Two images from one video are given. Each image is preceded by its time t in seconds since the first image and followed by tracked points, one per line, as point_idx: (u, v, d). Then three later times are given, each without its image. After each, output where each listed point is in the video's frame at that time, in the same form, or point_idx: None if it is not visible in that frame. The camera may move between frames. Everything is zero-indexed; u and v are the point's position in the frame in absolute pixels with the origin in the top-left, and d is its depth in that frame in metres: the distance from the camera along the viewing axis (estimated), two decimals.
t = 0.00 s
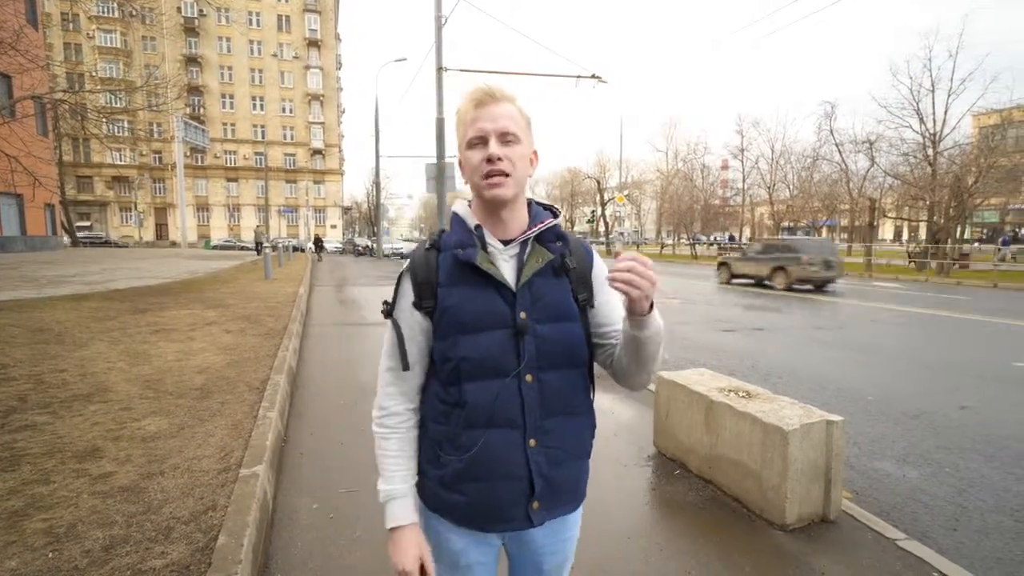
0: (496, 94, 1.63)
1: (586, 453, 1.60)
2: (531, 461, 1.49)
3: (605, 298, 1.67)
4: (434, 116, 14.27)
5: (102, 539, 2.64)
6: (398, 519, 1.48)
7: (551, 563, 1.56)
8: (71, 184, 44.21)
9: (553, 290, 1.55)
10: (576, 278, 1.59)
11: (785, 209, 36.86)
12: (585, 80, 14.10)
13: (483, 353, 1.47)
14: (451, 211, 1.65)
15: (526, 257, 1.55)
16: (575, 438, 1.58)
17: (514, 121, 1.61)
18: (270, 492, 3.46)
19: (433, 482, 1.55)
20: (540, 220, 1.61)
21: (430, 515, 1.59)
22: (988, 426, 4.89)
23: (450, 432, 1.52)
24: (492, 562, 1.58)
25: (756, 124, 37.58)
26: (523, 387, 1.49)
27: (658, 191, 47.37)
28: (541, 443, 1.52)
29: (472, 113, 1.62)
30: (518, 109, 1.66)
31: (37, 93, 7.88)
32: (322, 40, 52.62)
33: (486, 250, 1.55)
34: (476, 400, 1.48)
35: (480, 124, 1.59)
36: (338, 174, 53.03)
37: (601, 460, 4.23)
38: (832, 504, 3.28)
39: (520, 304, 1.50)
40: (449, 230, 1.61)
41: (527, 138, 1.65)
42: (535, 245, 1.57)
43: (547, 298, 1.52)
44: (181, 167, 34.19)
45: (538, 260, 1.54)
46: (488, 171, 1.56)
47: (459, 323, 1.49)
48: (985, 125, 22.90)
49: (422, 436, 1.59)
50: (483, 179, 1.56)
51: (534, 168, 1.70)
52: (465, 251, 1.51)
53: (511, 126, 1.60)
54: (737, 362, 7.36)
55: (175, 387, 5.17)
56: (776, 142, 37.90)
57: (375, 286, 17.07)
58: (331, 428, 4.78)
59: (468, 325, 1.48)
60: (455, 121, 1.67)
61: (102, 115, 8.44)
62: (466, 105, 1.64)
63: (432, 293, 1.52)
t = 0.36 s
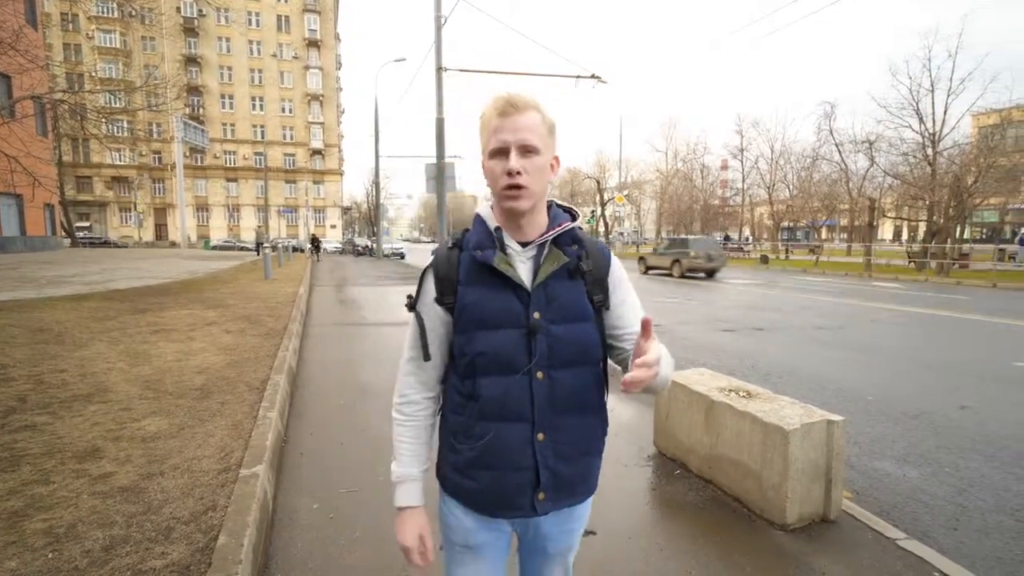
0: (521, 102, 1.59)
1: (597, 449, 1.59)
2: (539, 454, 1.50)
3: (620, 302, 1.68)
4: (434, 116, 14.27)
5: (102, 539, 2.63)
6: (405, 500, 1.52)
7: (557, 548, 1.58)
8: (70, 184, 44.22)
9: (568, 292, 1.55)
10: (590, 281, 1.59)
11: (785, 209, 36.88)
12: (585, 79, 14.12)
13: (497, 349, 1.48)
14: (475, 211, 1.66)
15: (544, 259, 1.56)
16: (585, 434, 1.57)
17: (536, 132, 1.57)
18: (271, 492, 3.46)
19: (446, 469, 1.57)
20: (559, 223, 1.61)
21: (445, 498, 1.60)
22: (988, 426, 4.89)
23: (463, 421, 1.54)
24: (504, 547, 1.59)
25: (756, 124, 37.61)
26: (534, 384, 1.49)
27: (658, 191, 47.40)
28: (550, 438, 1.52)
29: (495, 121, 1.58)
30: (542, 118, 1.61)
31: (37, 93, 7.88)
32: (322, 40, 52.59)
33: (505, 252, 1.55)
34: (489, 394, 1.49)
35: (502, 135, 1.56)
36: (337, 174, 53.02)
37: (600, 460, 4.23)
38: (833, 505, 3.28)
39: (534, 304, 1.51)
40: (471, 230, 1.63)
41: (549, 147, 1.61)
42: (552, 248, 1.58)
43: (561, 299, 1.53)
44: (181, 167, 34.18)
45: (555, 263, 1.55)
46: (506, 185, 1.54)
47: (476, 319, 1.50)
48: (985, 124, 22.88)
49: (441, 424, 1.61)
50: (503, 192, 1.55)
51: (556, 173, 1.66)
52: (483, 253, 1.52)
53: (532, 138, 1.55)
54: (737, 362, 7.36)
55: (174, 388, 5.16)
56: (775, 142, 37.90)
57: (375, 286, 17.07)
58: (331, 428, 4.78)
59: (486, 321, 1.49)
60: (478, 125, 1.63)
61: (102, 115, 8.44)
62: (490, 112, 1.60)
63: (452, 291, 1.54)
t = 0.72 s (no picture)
0: (532, 108, 1.57)
1: (603, 445, 1.59)
2: (544, 450, 1.50)
3: (628, 302, 1.68)
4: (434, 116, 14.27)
5: (102, 540, 2.63)
6: (412, 489, 1.56)
7: (564, 540, 1.58)
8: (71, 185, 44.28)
9: (576, 294, 1.55)
10: (598, 282, 1.59)
11: (785, 210, 36.85)
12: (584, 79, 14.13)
13: (506, 349, 1.49)
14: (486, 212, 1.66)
15: (553, 262, 1.56)
16: (591, 432, 1.56)
17: (547, 139, 1.56)
18: (271, 492, 3.46)
19: (456, 461, 1.58)
20: (568, 226, 1.61)
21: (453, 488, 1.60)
22: (988, 426, 4.89)
23: (471, 417, 1.55)
24: (512, 538, 1.59)
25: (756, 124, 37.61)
26: (541, 383, 1.50)
27: (658, 192, 47.41)
28: (556, 434, 1.52)
29: (506, 128, 1.56)
30: (553, 123, 1.60)
31: (37, 94, 7.88)
32: (322, 41, 52.57)
33: (515, 255, 1.55)
34: (498, 391, 1.50)
35: (514, 141, 1.54)
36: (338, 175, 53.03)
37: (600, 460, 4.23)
38: (833, 504, 3.28)
39: (542, 306, 1.51)
40: (483, 232, 1.64)
41: (559, 154, 1.61)
42: (561, 251, 1.58)
43: (569, 301, 1.53)
44: (182, 168, 34.20)
45: (563, 265, 1.55)
46: (517, 192, 1.54)
47: (487, 319, 1.51)
48: (985, 124, 22.84)
49: (451, 419, 1.63)
50: (513, 198, 1.54)
51: (565, 178, 1.67)
52: (493, 255, 1.53)
53: (542, 146, 1.55)
54: (737, 362, 7.36)
55: (174, 388, 5.17)
56: (776, 142, 37.86)
57: (376, 286, 17.07)
58: (332, 429, 4.79)
59: (496, 321, 1.50)
60: (489, 129, 1.62)
61: (102, 116, 8.45)
62: (501, 118, 1.59)
63: (463, 291, 1.55)
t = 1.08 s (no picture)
0: (535, 111, 1.57)
1: (608, 443, 1.60)
2: (549, 448, 1.50)
3: (631, 299, 1.68)
4: (435, 117, 14.28)
5: (102, 539, 2.64)
6: (420, 488, 1.56)
7: (569, 537, 1.58)
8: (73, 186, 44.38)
9: (580, 294, 1.56)
10: (601, 281, 1.60)
11: (786, 210, 36.79)
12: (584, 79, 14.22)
13: (512, 348, 1.49)
14: (488, 213, 1.66)
15: (556, 261, 1.56)
16: (595, 430, 1.57)
17: (549, 142, 1.56)
18: (272, 492, 3.47)
19: (462, 459, 1.59)
20: (571, 226, 1.61)
21: (461, 487, 1.59)
22: (989, 426, 4.89)
23: (478, 415, 1.56)
24: (517, 538, 1.59)
25: (758, 124, 37.63)
26: (546, 381, 1.50)
27: (659, 192, 47.42)
28: (560, 432, 1.52)
29: (508, 132, 1.56)
30: (555, 125, 1.60)
31: (39, 95, 7.92)
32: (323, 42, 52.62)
33: (519, 255, 1.56)
34: (503, 390, 1.50)
35: (515, 145, 1.55)
36: (339, 175, 53.09)
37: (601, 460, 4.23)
38: (833, 504, 3.28)
39: (546, 305, 1.52)
40: (487, 232, 1.64)
41: (560, 156, 1.61)
42: (564, 250, 1.58)
43: (572, 300, 1.54)
44: (184, 169, 34.24)
45: (566, 265, 1.56)
46: (521, 193, 1.53)
47: (492, 320, 1.52)
48: (987, 124, 22.78)
49: (457, 418, 1.63)
50: (516, 200, 1.54)
51: (566, 179, 1.67)
52: (498, 255, 1.53)
53: (544, 148, 1.55)
54: (738, 362, 7.37)
55: (176, 388, 5.18)
56: (777, 142, 37.77)
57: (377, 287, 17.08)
58: (333, 429, 4.80)
59: (501, 320, 1.50)
60: (492, 132, 1.62)
61: (104, 117, 8.49)
62: (503, 121, 1.59)
63: (469, 291, 1.56)
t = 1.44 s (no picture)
0: (548, 115, 1.57)
1: (611, 442, 1.60)
2: (551, 446, 1.50)
3: (634, 298, 1.68)
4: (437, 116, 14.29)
5: (105, 537, 2.65)
6: (420, 486, 1.55)
7: (569, 539, 1.58)
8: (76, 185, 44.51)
9: (583, 290, 1.56)
10: (603, 279, 1.60)
11: (789, 209, 36.66)
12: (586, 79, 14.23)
13: (513, 344, 1.50)
14: (494, 211, 1.67)
15: (559, 259, 1.56)
16: (597, 429, 1.56)
17: (560, 148, 1.56)
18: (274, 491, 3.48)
19: (463, 456, 1.59)
20: (575, 226, 1.61)
21: (461, 486, 1.59)
22: (992, 426, 4.88)
23: (479, 412, 1.56)
24: (517, 539, 1.59)
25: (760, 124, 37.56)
26: (548, 378, 1.50)
27: (661, 191, 47.36)
28: (562, 429, 1.52)
29: (521, 134, 1.56)
30: (566, 131, 1.60)
31: (43, 95, 7.96)
32: (326, 41, 52.65)
33: (522, 252, 1.56)
34: (504, 386, 1.50)
35: (527, 149, 1.55)
36: (341, 175, 53.15)
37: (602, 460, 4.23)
38: (836, 505, 3.27)
39: (548, 302, 1.52)
40: (490, 230, 1.64)
41: (571, 161, 1.61)
42: (566, 248, 1.58)
43: (573, 297, 1.54)
44: (186, 168, 34.29)
45: (569, 262, 1.55)
46: (529, 197, 1.54)
47: (494, 315, 1.52)
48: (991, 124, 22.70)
49: (458, 415, 1.63)
50: (524, 203, 1.55)
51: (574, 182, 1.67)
52: (501, 251, 1.53)
53: (556, 154, 1.55)
54: (740, 362, 7.36)
55: (178, 387, 5.18)
56: (780, 142, 37.67)
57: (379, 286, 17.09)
58: (334, 428, 4.80)
59: (503, 316, 1.51)
60: (503, 132, 1.61)
61: (107, 116, 8.52)
62: (516, 123, 1.59)
63: (471, 287, 1.56)
